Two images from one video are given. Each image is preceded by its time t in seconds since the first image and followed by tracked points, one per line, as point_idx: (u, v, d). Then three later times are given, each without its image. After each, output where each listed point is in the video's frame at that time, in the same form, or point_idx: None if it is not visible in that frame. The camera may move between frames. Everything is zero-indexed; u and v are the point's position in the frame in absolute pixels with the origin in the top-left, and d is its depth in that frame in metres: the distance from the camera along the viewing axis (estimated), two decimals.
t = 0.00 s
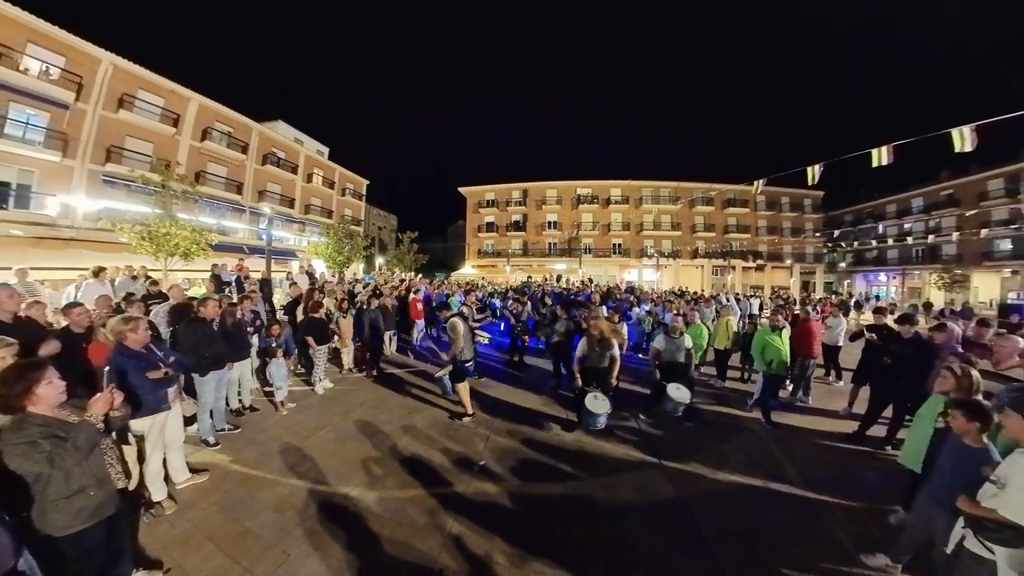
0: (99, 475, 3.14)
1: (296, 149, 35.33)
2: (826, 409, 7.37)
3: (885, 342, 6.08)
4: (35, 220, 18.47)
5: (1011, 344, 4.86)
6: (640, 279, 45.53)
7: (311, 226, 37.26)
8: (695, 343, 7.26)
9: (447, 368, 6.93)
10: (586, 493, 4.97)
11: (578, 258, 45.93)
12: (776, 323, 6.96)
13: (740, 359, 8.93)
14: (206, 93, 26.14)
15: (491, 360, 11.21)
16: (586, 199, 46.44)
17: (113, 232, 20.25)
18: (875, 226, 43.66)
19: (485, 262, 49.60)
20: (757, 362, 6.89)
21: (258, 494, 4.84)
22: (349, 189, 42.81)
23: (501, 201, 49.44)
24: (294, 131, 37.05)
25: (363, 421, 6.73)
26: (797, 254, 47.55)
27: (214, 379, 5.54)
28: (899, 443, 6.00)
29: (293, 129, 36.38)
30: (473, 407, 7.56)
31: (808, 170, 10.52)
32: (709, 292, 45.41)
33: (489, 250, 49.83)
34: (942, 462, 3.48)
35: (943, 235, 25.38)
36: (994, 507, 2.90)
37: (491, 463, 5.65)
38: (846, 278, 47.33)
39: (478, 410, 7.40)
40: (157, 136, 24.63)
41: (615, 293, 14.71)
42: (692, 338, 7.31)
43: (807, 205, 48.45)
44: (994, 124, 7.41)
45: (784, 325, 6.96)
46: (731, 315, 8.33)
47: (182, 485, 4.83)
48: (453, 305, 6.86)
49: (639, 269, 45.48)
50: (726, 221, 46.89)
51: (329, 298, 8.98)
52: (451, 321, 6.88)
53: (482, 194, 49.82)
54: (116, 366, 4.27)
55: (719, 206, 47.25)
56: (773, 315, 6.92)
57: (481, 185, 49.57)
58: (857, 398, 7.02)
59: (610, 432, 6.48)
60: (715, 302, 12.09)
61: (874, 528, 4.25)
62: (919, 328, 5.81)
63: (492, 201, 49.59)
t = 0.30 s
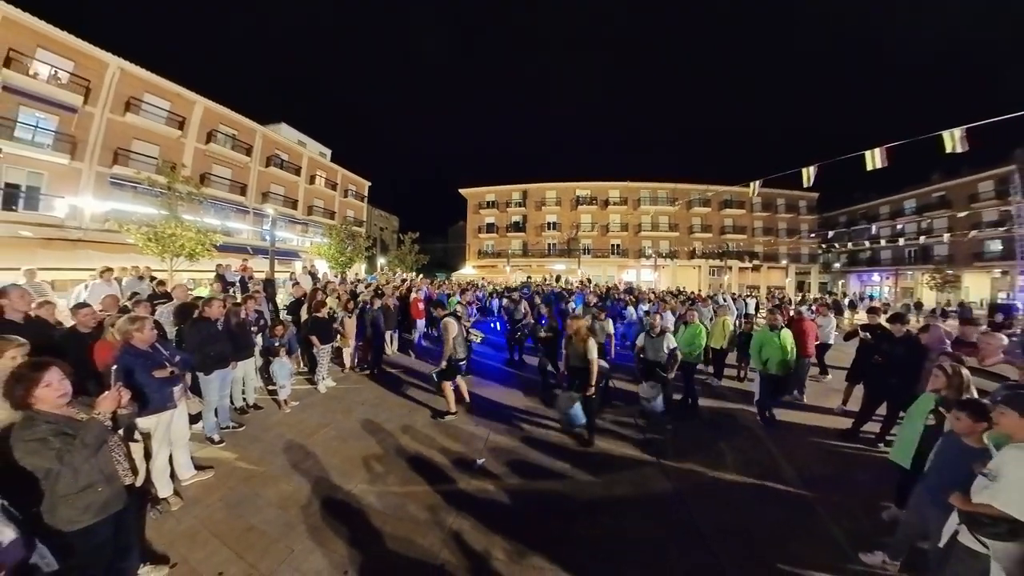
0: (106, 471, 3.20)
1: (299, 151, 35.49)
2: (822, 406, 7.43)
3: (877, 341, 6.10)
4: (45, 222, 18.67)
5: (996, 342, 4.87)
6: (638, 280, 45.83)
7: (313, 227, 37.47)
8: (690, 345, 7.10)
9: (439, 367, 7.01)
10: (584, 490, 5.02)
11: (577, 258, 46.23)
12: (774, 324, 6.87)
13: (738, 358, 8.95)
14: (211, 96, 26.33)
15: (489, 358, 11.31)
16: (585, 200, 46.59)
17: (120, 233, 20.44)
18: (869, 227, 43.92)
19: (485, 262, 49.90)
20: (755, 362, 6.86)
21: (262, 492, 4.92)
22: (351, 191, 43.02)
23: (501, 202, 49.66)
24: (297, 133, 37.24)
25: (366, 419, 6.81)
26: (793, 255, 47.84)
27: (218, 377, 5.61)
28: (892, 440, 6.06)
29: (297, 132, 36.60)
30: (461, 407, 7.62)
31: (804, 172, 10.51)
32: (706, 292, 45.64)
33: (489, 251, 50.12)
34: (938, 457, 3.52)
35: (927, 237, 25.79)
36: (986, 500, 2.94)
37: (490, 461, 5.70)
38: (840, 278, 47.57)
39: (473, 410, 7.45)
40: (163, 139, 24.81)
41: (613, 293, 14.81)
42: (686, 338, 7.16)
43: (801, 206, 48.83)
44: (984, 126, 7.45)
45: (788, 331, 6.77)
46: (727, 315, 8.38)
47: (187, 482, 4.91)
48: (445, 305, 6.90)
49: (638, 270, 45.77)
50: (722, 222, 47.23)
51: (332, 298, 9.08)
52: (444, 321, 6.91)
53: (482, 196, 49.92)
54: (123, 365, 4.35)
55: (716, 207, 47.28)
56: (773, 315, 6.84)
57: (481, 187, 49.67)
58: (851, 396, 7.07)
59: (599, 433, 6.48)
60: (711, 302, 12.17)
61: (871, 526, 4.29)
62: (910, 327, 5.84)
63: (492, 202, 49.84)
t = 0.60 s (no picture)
0: (114, 468, 3.29)
1: (302, 153, 35.72)
2: (816, 404, 7.50)
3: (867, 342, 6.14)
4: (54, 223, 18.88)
5: (982, 339, 4.81)
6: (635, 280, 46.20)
7: (316, 228, 37.66)
8: (690, 345, 7.07)
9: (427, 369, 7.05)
10: (583, 487, 5.09)
11: (576, 258, 46.77)
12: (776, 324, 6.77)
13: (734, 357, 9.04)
14: (216, 99, 26.53)
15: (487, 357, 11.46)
16: (584, 201, 47.08)
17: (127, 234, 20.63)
18: (863, 229, 44.43)
19: (485, 262, 50.48)
20: (755, 361, 6.83)
21: (266, 488, 5.00)
22: (354, 192, 43.25)
23: (501, 204, 50.17)
24: (300, 135, 37.46)
25: (369, 417, 6.89)
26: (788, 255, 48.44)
27: (223, 376, 5.69)
28: (885, 437, 6.12)
29: (300, 134, 36.81)
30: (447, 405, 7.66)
31: (798, 174, 10.61)
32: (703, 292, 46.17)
33: (490, 252, 50.67)
34: (923, 453, 3.57)
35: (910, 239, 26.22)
36: (976, 494, 2.99)
37: (490, 458, 5.77)
38: (834, 278, 48.06)
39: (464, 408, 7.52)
40: (169, 141, 25.02)
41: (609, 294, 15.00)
42: (687, 338, 7.10)
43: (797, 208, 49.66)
44: (973, 129, 7.50)
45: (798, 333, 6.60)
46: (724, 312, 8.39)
47: (193, 478, 5.02)
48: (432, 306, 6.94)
49: (636, 270, 46.17)
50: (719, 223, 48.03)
51: (334, 298, 9.16)
52: (432, 321, 6.95)
53: (483, 197, 50.70)
54: (129, 364, 4.45)
55: (713, 209, 47.48)
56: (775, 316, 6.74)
57: (481, 188, 50.39)
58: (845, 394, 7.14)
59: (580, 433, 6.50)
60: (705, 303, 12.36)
61: (864, 521, 4.34)
62: (903, 327, 5.90)
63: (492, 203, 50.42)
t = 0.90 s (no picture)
0: (125, 465, 3.38)
1: (306, 155, 36.02)
2: (813, 402, 7.57)
3: (862, 342, 6.16)
4: (64, 225, 19.14)
5: (971, 339, 4.78)
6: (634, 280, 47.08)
7: (320, 229, 37.84)
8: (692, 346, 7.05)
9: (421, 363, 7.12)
10: (583, 483, 5.16)
11: (577, 258, 47.53)
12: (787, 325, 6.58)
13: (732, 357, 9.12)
14: (223, 102, 26.80)
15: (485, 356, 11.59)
16: (583, 203, 47.80)
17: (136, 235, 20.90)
18: (857, 230, 45.07)
19: (488, 262, 51.14)
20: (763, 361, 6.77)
21: (272, 485, 5.09)
22: (357, 193, 43.55)
23: (502, 205, 50.80)
24: (304, 138, 37.73)
25: (373, 415, 6.98)
26: (785, 256, 49.16)
27: (230, 375, 5.80)
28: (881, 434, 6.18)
29: (304, 136, 37.12)
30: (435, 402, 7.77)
31: (794, 176, 10.74)
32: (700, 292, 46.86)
33: (491, 252, 51.34)
34: (913, 451, 3.68)
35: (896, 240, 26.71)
36: (968, 490, 3.07)
37: (492, 455, 5.84)
38: (830, 278, 48.75)
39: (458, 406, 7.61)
40: (177, 144, 25.29)
41: (604, 294, 15.20)
42: (689, 339, 7.07)
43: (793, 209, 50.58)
44: (966, 132, 7.50)
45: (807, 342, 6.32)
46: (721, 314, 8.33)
47: (200, 475, 5.13)
48: (427, 303, 6.98)
49: (635, 270, 47.01)
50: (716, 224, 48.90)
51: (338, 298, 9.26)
52: (427, 318, 7.07)
53: (485, 198, 51.48)
54: (139, 363, 4.53)
55: (710, 210, 48.58)
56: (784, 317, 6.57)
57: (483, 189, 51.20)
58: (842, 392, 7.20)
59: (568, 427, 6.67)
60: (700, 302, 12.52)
61: (859, 519, 4.40)
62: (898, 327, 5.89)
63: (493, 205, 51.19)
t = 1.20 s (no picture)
0: (133, 462, 3.46)
1: (310, 157, 36.29)
2: (811, 401, 7.63)
3: (859, 341, 6.15)
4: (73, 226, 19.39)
5: (965, 337, 4.81)
6: (634, 280, 47.64)
7: (324, 230, 38.08)
8: (695, 345, 7.08)
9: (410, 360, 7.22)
10: (583, 479, 5.22)
11: (577, 258, 48.24)
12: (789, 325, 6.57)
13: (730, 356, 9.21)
14: (229, 106, 27.05)
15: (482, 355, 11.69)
16: (583, 204, 48.71)
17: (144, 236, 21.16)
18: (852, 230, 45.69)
19: (489, 262, 51.37)
20: (767, 360, 6.75)
21: (278, 482, 5.17)
22: (361, 195, 43.81)
23: (502, 206, 51.52)
24: (308, 140, 37.98)
25: (376, 413, 7.07)
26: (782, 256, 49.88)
27: (236, 373, 5.90)
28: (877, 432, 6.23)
29: (308, 139, 37.41)
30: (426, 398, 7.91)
31: (791, 177, 10.85)
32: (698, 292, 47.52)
33: (491, 252, 51.77)
34: (899, 446, 3.77)
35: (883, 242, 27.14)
36: (962, 487, 3.09)
37: (492, 453, 5.90)
38: (825, 278, 49.31)
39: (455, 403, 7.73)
40: (183, 147, 25.52)
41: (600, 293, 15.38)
42: (692, 338, 7.10)
43: (789, 210, 51.44)
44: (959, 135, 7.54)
45: (812, 336, 6.31)
46: (720, 313, 8.40)
47: (207, 472, 5.21)
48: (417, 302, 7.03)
49: (634, 270, 47.58)
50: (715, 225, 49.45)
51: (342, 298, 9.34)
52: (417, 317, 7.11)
53: (486, 199, 52.25)
54: (147, 361, 4.63)
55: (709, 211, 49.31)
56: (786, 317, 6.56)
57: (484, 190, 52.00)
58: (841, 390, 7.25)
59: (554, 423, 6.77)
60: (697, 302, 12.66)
61: (856, 516, 4.45)
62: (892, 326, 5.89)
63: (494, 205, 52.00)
